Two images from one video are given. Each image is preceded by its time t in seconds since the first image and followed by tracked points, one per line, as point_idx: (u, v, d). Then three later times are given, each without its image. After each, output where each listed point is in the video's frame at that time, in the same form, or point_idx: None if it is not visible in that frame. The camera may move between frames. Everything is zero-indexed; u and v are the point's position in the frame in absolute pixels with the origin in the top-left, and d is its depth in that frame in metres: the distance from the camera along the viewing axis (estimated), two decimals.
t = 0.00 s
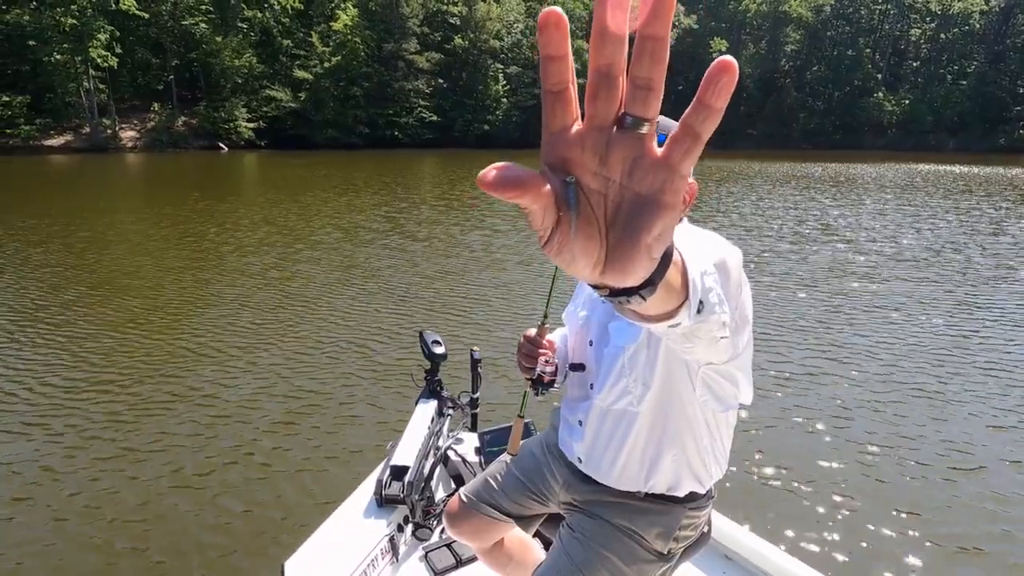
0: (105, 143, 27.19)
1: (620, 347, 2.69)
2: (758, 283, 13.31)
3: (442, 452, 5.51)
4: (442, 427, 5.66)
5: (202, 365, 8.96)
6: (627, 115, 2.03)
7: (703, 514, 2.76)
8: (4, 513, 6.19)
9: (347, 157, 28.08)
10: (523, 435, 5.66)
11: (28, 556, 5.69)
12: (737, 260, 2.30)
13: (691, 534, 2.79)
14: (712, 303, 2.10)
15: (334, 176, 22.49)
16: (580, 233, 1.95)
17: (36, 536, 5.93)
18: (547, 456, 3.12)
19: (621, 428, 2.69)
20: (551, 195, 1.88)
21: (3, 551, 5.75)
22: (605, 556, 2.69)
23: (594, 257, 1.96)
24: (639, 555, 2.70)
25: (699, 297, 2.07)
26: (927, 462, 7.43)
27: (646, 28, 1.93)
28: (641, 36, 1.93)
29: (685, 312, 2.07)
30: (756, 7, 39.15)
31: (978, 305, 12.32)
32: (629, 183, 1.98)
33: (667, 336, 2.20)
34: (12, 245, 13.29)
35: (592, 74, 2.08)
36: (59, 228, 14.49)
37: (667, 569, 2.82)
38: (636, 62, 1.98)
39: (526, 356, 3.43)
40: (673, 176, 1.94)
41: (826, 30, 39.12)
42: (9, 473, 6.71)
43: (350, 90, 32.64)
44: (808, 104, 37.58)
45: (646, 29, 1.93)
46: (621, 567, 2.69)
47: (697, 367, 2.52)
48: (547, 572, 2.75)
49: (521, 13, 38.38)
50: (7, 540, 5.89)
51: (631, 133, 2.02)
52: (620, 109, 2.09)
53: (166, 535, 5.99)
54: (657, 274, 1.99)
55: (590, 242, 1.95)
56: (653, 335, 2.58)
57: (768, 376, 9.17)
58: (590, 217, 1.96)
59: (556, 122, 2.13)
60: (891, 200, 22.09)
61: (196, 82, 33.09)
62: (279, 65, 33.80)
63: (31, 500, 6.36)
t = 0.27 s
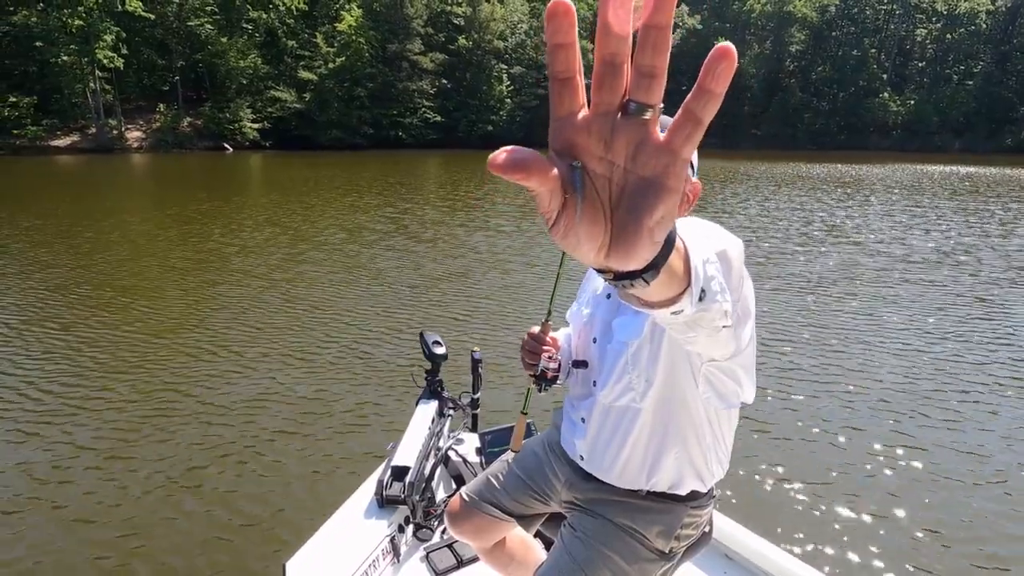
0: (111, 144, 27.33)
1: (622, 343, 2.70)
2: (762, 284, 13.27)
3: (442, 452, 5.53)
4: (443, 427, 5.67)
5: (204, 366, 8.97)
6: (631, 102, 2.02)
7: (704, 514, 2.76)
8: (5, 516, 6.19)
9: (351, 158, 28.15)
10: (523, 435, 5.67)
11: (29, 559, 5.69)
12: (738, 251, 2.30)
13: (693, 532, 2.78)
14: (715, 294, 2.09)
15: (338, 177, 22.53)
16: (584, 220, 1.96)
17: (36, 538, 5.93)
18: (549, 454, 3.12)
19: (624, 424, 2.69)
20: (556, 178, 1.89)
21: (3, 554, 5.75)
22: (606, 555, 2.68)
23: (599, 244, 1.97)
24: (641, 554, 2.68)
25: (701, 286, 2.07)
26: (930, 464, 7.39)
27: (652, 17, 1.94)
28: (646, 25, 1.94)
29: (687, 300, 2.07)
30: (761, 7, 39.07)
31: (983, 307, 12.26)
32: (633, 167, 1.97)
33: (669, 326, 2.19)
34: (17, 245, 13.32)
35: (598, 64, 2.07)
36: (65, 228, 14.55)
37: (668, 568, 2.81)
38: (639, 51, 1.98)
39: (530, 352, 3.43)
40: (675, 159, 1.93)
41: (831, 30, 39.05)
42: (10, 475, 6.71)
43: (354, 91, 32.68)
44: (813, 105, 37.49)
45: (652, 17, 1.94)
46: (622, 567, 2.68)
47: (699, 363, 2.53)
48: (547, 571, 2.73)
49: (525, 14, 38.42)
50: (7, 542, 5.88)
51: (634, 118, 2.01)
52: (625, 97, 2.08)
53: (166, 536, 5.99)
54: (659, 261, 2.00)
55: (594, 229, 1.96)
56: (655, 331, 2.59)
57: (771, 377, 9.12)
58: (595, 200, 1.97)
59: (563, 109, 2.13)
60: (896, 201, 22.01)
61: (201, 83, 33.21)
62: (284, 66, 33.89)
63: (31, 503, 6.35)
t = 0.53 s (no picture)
0: (116, 143, 27.47)
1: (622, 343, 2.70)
2: (765, 283, 13.23)
3: (442, 452, 5.54)
4: (443, 426, 5.69)
5: (206, 366, 9.00)
6: (614, 127, 2.04)
7: (703, 512, 2.76)
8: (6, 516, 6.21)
9: (355, 156, 28.21)
10: (523, 435, 5.68)
11: (29, 560, 5.72)
12: (734, 261, 2.26)
13: (692, 531, 2.78)
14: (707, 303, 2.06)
15: (341, 176, 22.58)
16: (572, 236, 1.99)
17: (36, 539, 5.95)
18: (548, 454, 3.13)
19: (623, 425, 2.69)
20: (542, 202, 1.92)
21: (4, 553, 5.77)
22: (604, 554, 2.67)
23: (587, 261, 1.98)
24: (640, 553, 2.68)
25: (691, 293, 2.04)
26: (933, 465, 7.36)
27: (629, 46, 1.91)
28: (625, 55, 1.92)
29: (678, 311, 2.04)
30: (765, 6, 38.94)
31: (988, 307, 12.20)
32: (617, 191, 1.98)
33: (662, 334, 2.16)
34: (22, 245, 13.38)
35: (579, 90, 2.07)
36: (70, 228, 14.63)
37: (667, 567, 2.81)
38: (620, 79, 1.98)
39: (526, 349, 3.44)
40: (657, 184, 1.94)
41: (836, 28, 38.92)
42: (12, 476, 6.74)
43: (358, 90, 32.71)
44: (818, 103, 37.37)
45: (629, 48, 1.91)
46: (622, 566, 2.67)
47: (697, 364, 2.51)
48: (546, 570, 2.72)
49: (529, 13, 38.43)
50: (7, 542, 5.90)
51: (617, 144, 2.02)
52: (607, 120, 2.09)
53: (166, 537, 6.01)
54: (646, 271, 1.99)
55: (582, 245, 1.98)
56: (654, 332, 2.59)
57: (773, 378, 9.09)
58: (579, 222, 1.99)
59: (549, 132, 2.14)
60: (901, 201, 21.92)
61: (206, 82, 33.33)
62: (288, 65, 33.97)
63: (33, 503, 6.38)
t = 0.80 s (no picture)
0: (122, 143, 27.60)
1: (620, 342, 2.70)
2: (768, 283, 13.17)
3: (442, 452, 5.55)
4: (443, 427, 5.69)
5: (208, 367, 9.01)
6: (619, 122, 2.01)
7: (703, 513, 2.75)
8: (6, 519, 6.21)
9: (360, 156, 28.28)
10: (523, 435, 5.68)
11: (29, 561, 5.72)
12: (734, 257, 2.26)
13: (692, 531, 2.78)
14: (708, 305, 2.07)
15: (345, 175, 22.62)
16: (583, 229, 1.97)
17: (36, 542, 5.94)
18: (548, 453, 3.12)
19: (622, 425, 2.69)
20: (546, 194, 1.91)
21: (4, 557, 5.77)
22: (605, 553, 2.66)
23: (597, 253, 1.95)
24: (639, 553, 2.67)
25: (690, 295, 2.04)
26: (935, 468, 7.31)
27: (635, 44, 1.97)
28: (632, 51, 1.96)
29: (679, 307, 2.04)
30: (771, 5, 38.81)
31: (994, 307, 12.14)
32: (623, 185, 1.96)
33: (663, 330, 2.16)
34: (26, 245, 13.41)
35: (585, 85, 2.05)
36: (75, 228, 14.68)
37: (666, 567, 2.80)
38: (626, 73, 1.98)
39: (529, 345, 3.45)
40: (663, 178, 1.93)
41: (841, 27, 38.77)
42: (12, 478, 6.73)
43: (362, 90, 32.70)
44: (823, 103, 37.27)
45: (635, 43, 1.97)
46: (622, 567, 2.66)
47: (697, 362, 2.50)
48: (546, 571, 2.72)
49: (534, 12, 38.42)
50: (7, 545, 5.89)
51: (623, 138, 1.99)
52: (614, 115, 2.06)
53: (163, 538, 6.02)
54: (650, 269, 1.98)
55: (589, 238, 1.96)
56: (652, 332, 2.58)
57: (776, 379, 9.04)
58: (585, 215, 1.97)
59: (553, 127, 2.11)
60: (907, 200, 21.83)
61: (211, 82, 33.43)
62: (293, 65, 34.02)
63: (34, 506, 6.37)
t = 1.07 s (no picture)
0: (127, 143, 27.70)
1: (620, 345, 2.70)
2: (771, 284, 13.14)
3: (442, 452, 5.55)
4: (443, 426, 5.69)
5: (211, 368, 9.03)
6: (605, 137, 2.01)
7: (704, 512, 2.75)
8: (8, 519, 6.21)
9: (364, 156, 28.35)
10: (523, 436, 5.69)
11: (30, 562, 5.72)
12: (733, 262, 2.26)
13: (692, 531, 2.77)
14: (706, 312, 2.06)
15: (349, 175, 22.68)
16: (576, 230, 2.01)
17: (38, 543, 5.94)
18: (549, 453, 3.13)
19: (623, 425, 2.68)
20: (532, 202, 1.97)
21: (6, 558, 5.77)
22: (605, 552, 2.66)
23: (582, 258, 1.97)
24: (640, 552, 2.67)
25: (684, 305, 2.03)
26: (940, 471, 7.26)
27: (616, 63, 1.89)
28: (612, 70, 1.90)
29: (671, 313, 2.03)
30: (776, 4, 38.70)
31: (998, 308, 12.09)
32: (606, 197, 1.97)
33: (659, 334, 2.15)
34: (31, 245, 13.45)
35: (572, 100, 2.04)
36: (80, 228, 14.73)
37: (667, 568, 2.80)
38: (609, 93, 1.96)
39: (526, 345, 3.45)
40: (644, 193, 1.91)
41: (846, 27, 38.66)
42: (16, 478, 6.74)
43: (366, 90, 32.70)
44: (828, 103, 37.18)
45: (617, 63, 1.87)
46: (623, 566, 2.66)
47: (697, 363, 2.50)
48: (547, 571, 2.71)
49: (538, 11, 38.42)
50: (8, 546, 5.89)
51: (608, 153, 1.99)
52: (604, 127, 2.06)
53: (165, 538, 6.02)
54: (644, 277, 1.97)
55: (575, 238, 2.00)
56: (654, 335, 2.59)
57: (778, 380, 9.00)
58: (570, 223, 1.99)
59: (547, 137, 2.13)
60: (911, 201, 21.76)
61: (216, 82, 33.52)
62: (297, 65, 34.08)
63: (36, 507, 6.37)
